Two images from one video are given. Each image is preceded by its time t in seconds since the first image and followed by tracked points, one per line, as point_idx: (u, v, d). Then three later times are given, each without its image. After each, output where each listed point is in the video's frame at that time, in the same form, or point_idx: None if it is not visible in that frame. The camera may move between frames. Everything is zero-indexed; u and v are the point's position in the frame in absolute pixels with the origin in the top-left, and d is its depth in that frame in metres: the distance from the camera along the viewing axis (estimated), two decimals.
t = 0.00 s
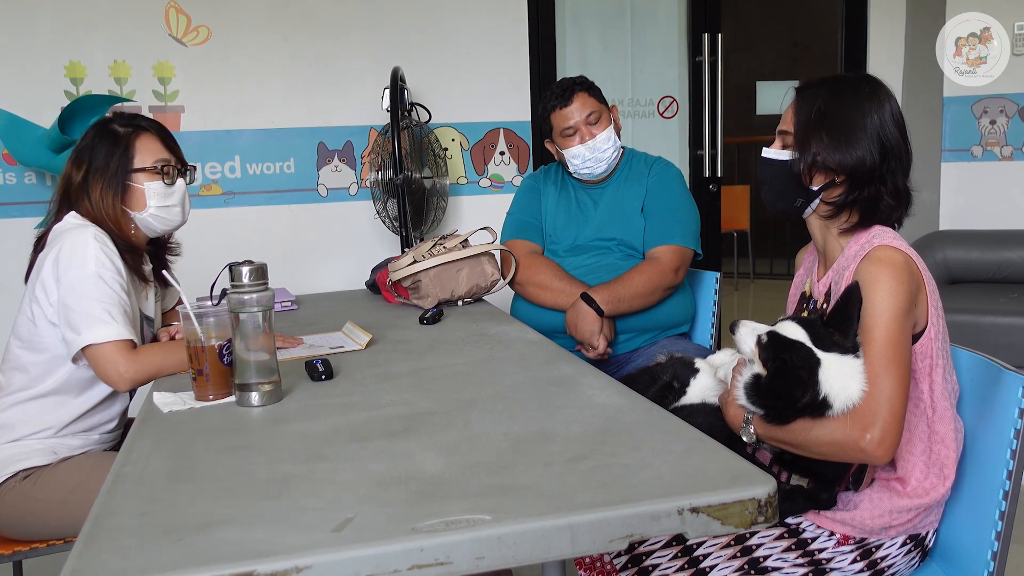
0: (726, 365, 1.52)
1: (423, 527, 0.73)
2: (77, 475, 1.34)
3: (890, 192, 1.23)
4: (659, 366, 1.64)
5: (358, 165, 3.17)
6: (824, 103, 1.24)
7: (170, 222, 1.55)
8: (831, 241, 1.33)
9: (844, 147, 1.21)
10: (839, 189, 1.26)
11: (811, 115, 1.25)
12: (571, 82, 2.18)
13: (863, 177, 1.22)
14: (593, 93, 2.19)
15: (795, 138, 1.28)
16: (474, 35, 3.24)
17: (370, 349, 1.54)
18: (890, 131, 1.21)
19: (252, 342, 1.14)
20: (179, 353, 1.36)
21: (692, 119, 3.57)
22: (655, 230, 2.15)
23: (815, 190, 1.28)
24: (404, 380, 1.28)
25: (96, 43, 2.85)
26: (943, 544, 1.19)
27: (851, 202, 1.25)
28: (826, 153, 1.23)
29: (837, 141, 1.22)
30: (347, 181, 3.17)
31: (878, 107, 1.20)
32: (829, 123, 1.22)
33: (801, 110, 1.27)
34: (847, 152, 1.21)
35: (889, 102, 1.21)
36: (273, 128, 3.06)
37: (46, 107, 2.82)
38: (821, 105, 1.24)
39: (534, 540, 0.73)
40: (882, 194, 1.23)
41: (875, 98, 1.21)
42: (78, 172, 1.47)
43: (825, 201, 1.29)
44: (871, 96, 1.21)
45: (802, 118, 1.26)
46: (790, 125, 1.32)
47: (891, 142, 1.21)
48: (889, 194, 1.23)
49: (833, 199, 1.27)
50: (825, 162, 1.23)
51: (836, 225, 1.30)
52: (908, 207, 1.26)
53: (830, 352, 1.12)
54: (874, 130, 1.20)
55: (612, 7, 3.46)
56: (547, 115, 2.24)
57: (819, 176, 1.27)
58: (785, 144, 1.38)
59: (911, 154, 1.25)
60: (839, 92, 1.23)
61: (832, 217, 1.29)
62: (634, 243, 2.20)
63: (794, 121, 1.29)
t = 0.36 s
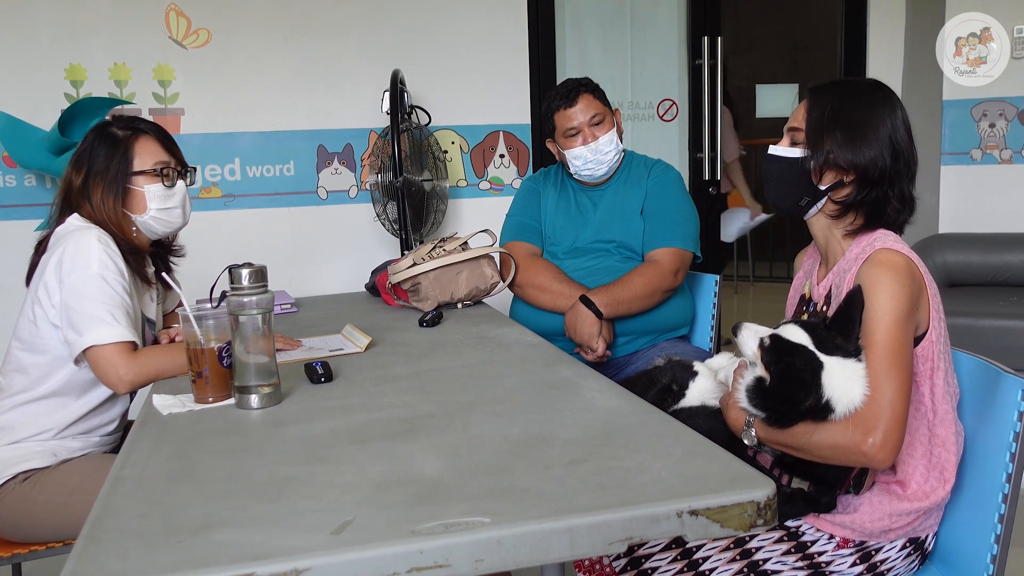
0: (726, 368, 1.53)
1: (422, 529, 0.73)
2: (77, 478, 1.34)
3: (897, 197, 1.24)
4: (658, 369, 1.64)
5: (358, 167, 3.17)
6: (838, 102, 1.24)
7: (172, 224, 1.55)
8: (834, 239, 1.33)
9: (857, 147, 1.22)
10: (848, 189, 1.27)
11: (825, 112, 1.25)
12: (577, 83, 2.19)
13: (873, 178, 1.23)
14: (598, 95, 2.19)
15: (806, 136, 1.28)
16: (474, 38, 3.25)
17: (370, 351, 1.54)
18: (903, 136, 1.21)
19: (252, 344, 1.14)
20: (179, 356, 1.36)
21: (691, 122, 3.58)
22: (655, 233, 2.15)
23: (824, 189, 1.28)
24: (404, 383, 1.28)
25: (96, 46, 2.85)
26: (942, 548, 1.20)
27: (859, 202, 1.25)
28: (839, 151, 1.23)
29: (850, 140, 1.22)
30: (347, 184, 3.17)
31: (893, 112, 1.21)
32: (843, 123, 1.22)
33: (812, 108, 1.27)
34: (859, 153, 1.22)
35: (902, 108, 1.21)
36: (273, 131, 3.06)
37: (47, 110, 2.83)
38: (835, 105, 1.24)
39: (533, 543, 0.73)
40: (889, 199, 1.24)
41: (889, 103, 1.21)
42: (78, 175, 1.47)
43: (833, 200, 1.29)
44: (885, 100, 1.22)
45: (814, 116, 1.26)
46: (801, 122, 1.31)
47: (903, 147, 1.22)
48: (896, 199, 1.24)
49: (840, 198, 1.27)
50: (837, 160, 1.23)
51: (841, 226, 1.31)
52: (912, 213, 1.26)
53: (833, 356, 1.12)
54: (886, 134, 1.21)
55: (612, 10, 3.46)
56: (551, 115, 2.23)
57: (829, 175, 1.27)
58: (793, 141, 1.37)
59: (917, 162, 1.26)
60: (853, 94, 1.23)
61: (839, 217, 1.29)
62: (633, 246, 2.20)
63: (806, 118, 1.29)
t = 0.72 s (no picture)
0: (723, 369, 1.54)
1: (421, 531, 0.74)
2: (76, 480, 1.34)
3: (896, 199, 1.24)
4: (655, 372, 1.64)
5: (357, 169, 3.18)
6: (834, 105, 1.25)
7: (169, 225, 1.55)
8: (832, 241, 1.33)
9: (855, 148, 1.22)
10: (847, 190, 1.27)
11: (823, 114, 1.25)
12: (580, 84, 2.19)
13: (871, 179, 1.23)
14: (600, 97, 2.20)
15: (803, 138, 1.29)
16: (474, 40, 3.26)
17: (368, 353, 1.54)
18: (900, 138, 1.22)
19: (251, 345, 1.14)
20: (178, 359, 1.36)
21: (690, 125, 3.59)
22: (655, 235, 2.15)
23: (822, 191, 1.28)
24: (403, 385, 1.28)
25: (96, 48, 2.86)
26: (940, 550, 1.20)
27: (858, 203, 1.26)
28: (837, 152, 1.23)
29: (848, 142, 1.23)
30: (346, 186, 3.17)
31: (890, 115, 1.22)
32: (841, 125, 1.23)
33: (810, 111, 1.28)
34: (858, 154, 1.22)
35: (899, 111, 1.23)
36: (272, 133, 3.07)
37: (46, 112, 2.83)
38: (832, 107, 1.25)
39: (532, 545, 0.73)
40: (888, 200, 1.24)
41: (887, 105, 1.22)
42: (73, 180, 1.47)
43: (832, 201, 1.29)
44: (882, 103, 1.22)
45: (812, 118, 1.27)
46: (799, 125, 1.32)
47: (901, 149, 1.23)
48: (895, 200, 1.24)
49: (840, 200, 1.28)
50: (835, 162, 1.24)
51: (839, 229, 1.31)
52: (911, 214, 1.27)
53: (829, 357, 1.13)
54: (884, 136, 1.22)
55: (611, 12, 3.47)
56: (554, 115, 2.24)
57: (827, 176, 1.27)
58: (791, 144, 1.38)
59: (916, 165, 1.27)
60: (850, 96, 1.24)
61: (837, 218, 1.29)
62: (633, 248, 2.21)
63: (803, 121, 1.30)
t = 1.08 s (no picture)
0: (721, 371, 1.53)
1: (420, 533, 0.74)
2: (75, 481, 1.34)
3: (888, 199, 1.24)
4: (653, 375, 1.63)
5: (356, 171, 3.18)
6: (823, 108, 1.25)
7: (170, 226, 1.56)
8: (828, 244, 1.34)
9: (845, 151, 1.22)
10: (838, 193, 1.27)
11: (812, 118, 1.26)
12: (579, 86, 2.20)
13: (861, 181, 1.23)
14: (600, 99, 2.20)
15: (794, 142, 1.29)
16: (473, 42, 3.26)
17: (367, 355, 1.54)
18: (890, 140, 1.23)
19: (250, 346, 1.14)
20: (177, 360, 1.37)
21: (689, 127, 3.60)
22: (654, 237, 2.16)
23: (814, 194, 1.28)
24: (402, 387, 1.29)
25: (95, 49, 2.86)
26: (938, 552, 1.20)
27: (850, 204, 1.25)
28: (827, 156, 1.24)
29: (837, 145, 1.23)
30: (345, 188, 3.18)
31: (879, 117, 1.22)
32: (830, 128, 1.23)
33: (800, 114, 1.28)
34: (848, 157, 1.22)
35: (889, 112, 1.23)
36: (271, 134, 3.07)
37: (45, 113, 2.83)
38: (822, 110, 1.25)
39: (531, 547, 0.73)
40: (881, 200, 1.24)
41: (876, 107, 1.22)
42: (73, 182, 1.47)
43: (824, 204, 1.29)
44: (871, 105, 1.23)
45: (801, 122, 1.27)
46: (790, 130, 1.32)
47: (891, 150, 1.23)
48: (887, 201, 1.25)
49: (832, 202, 1.27)
50: (825, 165, 1.24)
51: (833, 230, 1.32)
52: (905, 215, 1.27)
53: (808, 348, 1.11)
54: (875, 138, 1.22)
55: (610, 14, 3.47)
56: (553, 117, 2.24)
57: (818, 180, 1.27)
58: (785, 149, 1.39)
59: (908, 165, 1.27)
60: (839, 100, 1.24)
61: (831, 220, 1.30)
62: (632, 250, 2.21)
63: (793, 126, 1.30)
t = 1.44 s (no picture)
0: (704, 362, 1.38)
1: (419, 536, 0.74)
2: (74, 484, 1.34)
3: (881, 199, 1.24)
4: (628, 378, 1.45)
5: (356, 173, 3.18)
6: (814, 111, 1.26)
7: (178, 226, 1.61)
8: (821, 243, 1.34)
9: (835, 153, 1.23)
10: (830, 194, 1.27)
11: (802, 121, 1.27)
12: (578, 89, 2.20)
13: (852, 181, 1.23)
14: (598, 102, 2.21)
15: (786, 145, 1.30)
16: (472, 44, 3.27)
17: (367, 357, 1.55)
18: (882, 142, 1.23)
19: (251, 350, 1.14)
20: (175, 363, 1.37)
21: (688, 129, 3.60)
22: (653, 240, 2.16)
23: (806, 196, 1.29)
24: (401, 390, 1.29)
25: (94, 52, 2.86)
26: (937, 554, 1.20)
27: (841, 204, 1.25)
28: (818, 158, 1.24)
29: (828, 147, 1.24)
30: (345, 190, 3.18)
31: (871, 119, 1.22)
32: (820, 129, 1.24)
33: (791, 117, 1.29)
34: (839, 158, 1.23)
35: (880, 115, 1.23)
36: (270, 137, 3.07)
37: (45, 116, 2.84)
38: (812, 112, 1.26)
39: (530, 551, 0.73)
40: (873, 200, 1.24)
41: (867, 110, 1.23)
42: (102, 183, 1.45)
43: (816, 205, 1.29)
44: (862, 107, 1.23)
45: (792, 124, 1.28)
46: (782, 134, 1.33)
47: (883, 152, 1.23)
48: (880, 201, 1.24)
49: (823, 203, 1.28)
50: (816, 167, 1.25)
51: (826, 230, 1.32)
52: (898, 215, 1.27)
53: (760, 332, 1.21)
54: (866, 139, 1.22)
55: (609, 17, 3.48)
56: (552, 120, 2.24)
57: (809, 181, 1.28)
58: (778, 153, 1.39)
59: (901, 168, 1.27)
60: (830, 103, 1.25)
61: (822, 220, 1.30)
62: (631, 253, 2.21)
63: (785, 130, 1.31)
